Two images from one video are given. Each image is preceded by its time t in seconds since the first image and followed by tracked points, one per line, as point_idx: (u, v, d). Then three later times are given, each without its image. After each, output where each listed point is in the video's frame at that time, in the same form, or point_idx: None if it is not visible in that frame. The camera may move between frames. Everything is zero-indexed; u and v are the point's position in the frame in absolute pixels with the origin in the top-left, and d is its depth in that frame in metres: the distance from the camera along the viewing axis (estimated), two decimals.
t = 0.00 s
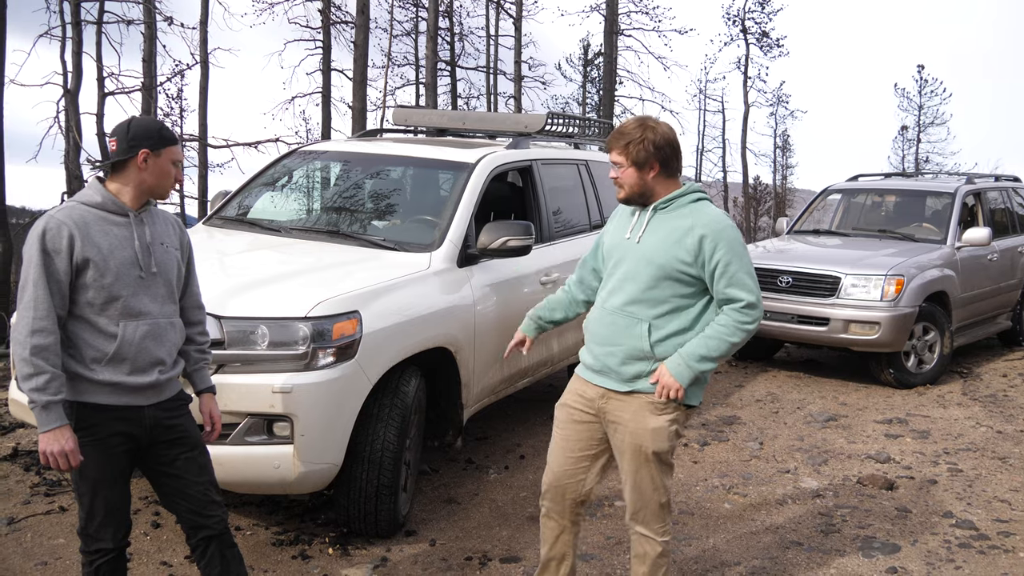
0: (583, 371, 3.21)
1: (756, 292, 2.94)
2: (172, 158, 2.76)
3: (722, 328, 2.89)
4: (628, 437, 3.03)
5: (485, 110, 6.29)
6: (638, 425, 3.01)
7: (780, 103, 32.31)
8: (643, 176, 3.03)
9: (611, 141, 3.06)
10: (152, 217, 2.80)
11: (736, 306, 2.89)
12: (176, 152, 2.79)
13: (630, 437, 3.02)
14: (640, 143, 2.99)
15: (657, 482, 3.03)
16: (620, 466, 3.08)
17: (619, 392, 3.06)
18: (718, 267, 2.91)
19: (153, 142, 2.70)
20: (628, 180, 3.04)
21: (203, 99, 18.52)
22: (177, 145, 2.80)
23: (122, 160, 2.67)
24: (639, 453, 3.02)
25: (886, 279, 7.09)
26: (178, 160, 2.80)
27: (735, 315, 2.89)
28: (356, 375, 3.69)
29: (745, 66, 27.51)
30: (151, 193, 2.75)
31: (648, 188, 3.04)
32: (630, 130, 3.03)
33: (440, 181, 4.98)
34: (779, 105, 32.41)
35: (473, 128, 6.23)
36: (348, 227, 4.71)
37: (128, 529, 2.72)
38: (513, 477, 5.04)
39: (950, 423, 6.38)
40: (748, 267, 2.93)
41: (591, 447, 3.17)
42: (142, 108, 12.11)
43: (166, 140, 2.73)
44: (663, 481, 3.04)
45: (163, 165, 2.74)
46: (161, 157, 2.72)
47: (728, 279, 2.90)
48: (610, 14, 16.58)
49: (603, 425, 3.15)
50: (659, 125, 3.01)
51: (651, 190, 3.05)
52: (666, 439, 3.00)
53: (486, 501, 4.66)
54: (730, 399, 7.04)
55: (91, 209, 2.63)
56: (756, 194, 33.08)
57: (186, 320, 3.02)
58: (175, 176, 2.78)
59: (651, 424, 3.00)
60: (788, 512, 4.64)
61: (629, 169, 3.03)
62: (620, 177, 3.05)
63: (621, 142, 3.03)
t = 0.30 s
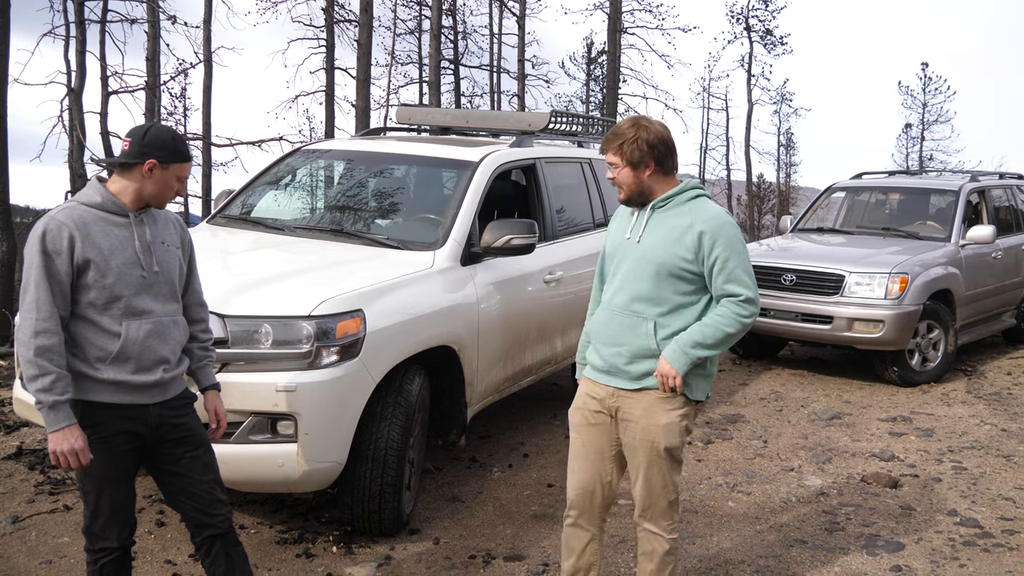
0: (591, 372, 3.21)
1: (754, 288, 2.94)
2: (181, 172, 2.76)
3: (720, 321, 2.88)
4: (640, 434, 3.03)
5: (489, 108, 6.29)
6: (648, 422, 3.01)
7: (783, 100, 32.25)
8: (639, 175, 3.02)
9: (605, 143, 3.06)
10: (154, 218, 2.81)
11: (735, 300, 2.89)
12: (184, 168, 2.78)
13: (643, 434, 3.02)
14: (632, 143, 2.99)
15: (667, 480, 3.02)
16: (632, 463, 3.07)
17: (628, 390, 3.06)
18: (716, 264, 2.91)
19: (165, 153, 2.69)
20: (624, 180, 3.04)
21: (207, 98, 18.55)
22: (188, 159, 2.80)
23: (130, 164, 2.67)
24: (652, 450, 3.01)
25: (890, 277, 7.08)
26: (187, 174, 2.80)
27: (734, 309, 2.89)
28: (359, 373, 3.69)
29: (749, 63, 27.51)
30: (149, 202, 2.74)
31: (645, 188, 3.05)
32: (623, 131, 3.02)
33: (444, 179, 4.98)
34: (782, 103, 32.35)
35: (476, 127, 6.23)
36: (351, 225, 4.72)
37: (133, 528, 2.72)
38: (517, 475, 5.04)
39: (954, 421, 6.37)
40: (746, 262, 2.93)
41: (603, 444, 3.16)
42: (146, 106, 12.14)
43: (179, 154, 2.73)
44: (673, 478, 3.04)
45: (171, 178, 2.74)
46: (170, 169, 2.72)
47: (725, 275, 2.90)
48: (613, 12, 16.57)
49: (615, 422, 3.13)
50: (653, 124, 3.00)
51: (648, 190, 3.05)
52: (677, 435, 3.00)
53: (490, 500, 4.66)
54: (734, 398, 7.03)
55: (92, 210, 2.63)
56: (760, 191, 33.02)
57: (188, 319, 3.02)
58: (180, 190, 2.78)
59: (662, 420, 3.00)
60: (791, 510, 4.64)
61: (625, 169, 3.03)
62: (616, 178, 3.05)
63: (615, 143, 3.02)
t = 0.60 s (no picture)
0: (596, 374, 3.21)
1: (735, 278, 2.89)
2: (182, 170, 2.76)
3: (692, 301, 2.83)
4: (644, 431, 3.03)
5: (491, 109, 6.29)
6: (652, 419, 3.02)
7: (786, 101, 32.23)
8: (635, 171, 3.03)
9: (600, 143, 3.07)
10: (156, 219, 2.81)
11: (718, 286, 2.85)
12: (187, 167, 2.78)
13: (646, 431, 3.02)
14: (629, 139, 3.01)
15: (671, 477, 3.02)
16: (636, 461, 3.07)
17: (632, 389, 3.06)
18: (699, 252, 2.90)
19: (166, 152, 2.70)
20: (621, 177, 3.04)
21: (210, 99, 18.58)
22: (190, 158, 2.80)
23: (132, 164, 2.68)
24: (656, 446, 3.01)
25: (892, 277, 7.07)
26: (189, 173, 2.81)
27: (719, 296, 2.85)
28: (361, 374, 3.69)
29: (751, 64, 27.50)
30: (152, 202, 2.75)
31: (642, 185, 3.06)
32: (619, 129, 3.04)
33: (446, 180, 4.98)
34: (785, 103, 32.33)
35: (478, 128, 6.23)
36: (354, 226, 4.72)
37: (135, 529, 2.73)
38: (519, 476, 5.04)
39: (957, 422, 6.36)
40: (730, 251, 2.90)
41: (602, 439, 3.14)
42: (149, 108, 12.17)
43: (180, 153, 2.73)
44: (677, 475, 3.03)
45: (172, 176, 2.74)
46: (171, 168, 2.72)
47: (709, 264, 2.88)
48: (615, 13, 16.59)
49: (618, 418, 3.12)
50: (647, 122, 3.04)
51: (644, 187, 3.06)
52: (681, 432, 3.01)
53: (492, 500, 4.66)
54: (736, 398, 7.03)
55: (95, 211, 2.64)
56: (762, 192, 33.00)
57: (191, 320, 3.03)
58: (182, 189, 2.79)
59: (666, 417, 3.01)
60: (794, 511, 4.64)
61: (622, 166, 3.03)
62: (613, 176, 3.05)
63: (611, 141, 3.04)
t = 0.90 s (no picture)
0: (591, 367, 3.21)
1: (712, 264, 2.93)
2: (182, 168, 2.76)
3: (662, 276, 2.91)
4: (639, 427, 3.02)
5: (491, 108, 6.29)
6: (646, 414, 3.01)
7: (787, 100, 32.21)
8: (644, 159, 3.06)
9: (602, 135, 3.06)
10: (157, 218, 2.81)
11: (700, 271, 2.90)
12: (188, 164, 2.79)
13: (639, 426, 3.02)
14: (637, 128, 3.03)
15: (667, 472, 3.01)
16: (633, 458, 3.06)
17: (628, 379, 3.05)
18: (681, 238, 2.97)
19: (166, 150, 2.70)
20: (631, 166, 3.05)
21: (210, 98, 18.57)
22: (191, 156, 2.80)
23: (133, 162, 2.68)
24: (649, 442, 3.01)
25: (893, 277, 7.07)
26: (190, 171, 2.81)
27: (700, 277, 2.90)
28: (361, 373, 3.69)
29: (752, 63, 27.47)
30: (154, 200, 2.75)
31: (648, 175, 3.09)
32: (622, 120, 3.06)
33: (446, 179, 4.98)
34: (786, 102, 32.31)
35: (479, 127, 6.23)
36: (354, 226, 4.72)
37: (136, 528, 2.73)
38: (520, 475, 5.04)
39: (957, 421, 6.36)
40: (714, 238, 2.95)
41: (614, 440, 3.20)
42: (149, 107, 12.16)
43: (180, 151, 2.73)
44: (672, 471, 3.02)
45: (173, 174, 2.74)
46: (171, 166, 2.72)
47: (694, 249, 2.93)
48: (615, 12, 16.57)
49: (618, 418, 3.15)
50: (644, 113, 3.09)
51: (651, 175, 3.10)
52: (675, 426, 3.00)
53: (492, 500, 4.66)
54: (736, 398, 7.02)
55: (96, 210, 2.64)
56: (763, 191, 32.99)
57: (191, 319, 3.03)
58: (183, 187, 2.79)
59: (659, 411, 3.00)
60: (794, 510, 4.64)
61: (633, 155, 3.04)
62: (623, 165, 3.05)
63: (617, 131, 3.03)
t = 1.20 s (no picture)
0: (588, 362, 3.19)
1: (705, 251, 2.97)
2: (175, 161, 2.75)
3: (660, 264, 2.93)
4: (633, 418, 3.02)
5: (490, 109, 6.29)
6: (643, 405, 3.01)
7: (786, 100, 32.22)
8: (632, 158, 3.07)
9: (590, 135, 3.06)
10: (156, 217, 2.81)
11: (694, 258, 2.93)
12: (182, 157, 2.78)
13: (634, 416, 3.02)
14: (626, 129, 3.04)
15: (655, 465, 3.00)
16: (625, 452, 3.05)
17: (627, 371, 3.05)
18: (672, 229, 3.00)
19: (156, 145, 2.69)
20: (621, 165, 3.06)
21: (209, 99, 18.57)
22: (183, 148, 2.79)
23: (125, 161, 2.68)
24: (642, 434, 3.01)
25: (892, 276, 7.07)
26: (184, 164, 2.79)
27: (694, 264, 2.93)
28: (361, 373, 3.70)
29: (751, 63, 27.46)
30: (151, 197, 2.74)
31: (637, 173, 3.11)
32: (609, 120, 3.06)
33: (446, 180, 4.98)
34: (785, 102, 32.31)
35: (478, 127, 6.23)
36: (353, 226, 4.72)
37: (135, 529, 2.73)
38: (519, 476, 5.04)
39: (956, 421, 6.36)
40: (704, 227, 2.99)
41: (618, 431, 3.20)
42: (148, 108, 12.16)
43: (170, 144, 2.72)
44: (661, 464, 3.01)
45: (166, 168, 2.73)
46: (164, 160, 2.71)
47: (686, 238, 2.97)
48: (614, 13, 16.58)
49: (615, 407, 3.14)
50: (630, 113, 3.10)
51: (638, 174, 3.12)
52: (669, 417, 2.99)
53: (492, 500, 4.66)
54: (736, 398, 7.03)
55: (94, 210, 2.64)
56: (762, 191, 32.99)
57: (190, 320, 3.03)
58: (178, 180, 2.77)
59: (656, 402, 3.00)
60: (794, 510, 4.64)
61: (622, 154, 3.05)
62: (613, 164, 3.05)
63: (606, 131, 3.03)
